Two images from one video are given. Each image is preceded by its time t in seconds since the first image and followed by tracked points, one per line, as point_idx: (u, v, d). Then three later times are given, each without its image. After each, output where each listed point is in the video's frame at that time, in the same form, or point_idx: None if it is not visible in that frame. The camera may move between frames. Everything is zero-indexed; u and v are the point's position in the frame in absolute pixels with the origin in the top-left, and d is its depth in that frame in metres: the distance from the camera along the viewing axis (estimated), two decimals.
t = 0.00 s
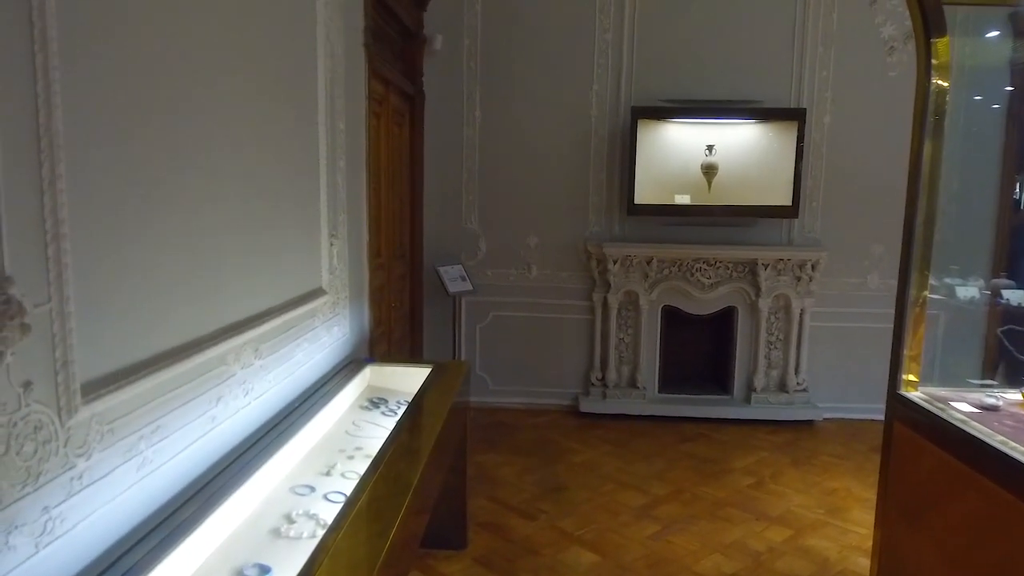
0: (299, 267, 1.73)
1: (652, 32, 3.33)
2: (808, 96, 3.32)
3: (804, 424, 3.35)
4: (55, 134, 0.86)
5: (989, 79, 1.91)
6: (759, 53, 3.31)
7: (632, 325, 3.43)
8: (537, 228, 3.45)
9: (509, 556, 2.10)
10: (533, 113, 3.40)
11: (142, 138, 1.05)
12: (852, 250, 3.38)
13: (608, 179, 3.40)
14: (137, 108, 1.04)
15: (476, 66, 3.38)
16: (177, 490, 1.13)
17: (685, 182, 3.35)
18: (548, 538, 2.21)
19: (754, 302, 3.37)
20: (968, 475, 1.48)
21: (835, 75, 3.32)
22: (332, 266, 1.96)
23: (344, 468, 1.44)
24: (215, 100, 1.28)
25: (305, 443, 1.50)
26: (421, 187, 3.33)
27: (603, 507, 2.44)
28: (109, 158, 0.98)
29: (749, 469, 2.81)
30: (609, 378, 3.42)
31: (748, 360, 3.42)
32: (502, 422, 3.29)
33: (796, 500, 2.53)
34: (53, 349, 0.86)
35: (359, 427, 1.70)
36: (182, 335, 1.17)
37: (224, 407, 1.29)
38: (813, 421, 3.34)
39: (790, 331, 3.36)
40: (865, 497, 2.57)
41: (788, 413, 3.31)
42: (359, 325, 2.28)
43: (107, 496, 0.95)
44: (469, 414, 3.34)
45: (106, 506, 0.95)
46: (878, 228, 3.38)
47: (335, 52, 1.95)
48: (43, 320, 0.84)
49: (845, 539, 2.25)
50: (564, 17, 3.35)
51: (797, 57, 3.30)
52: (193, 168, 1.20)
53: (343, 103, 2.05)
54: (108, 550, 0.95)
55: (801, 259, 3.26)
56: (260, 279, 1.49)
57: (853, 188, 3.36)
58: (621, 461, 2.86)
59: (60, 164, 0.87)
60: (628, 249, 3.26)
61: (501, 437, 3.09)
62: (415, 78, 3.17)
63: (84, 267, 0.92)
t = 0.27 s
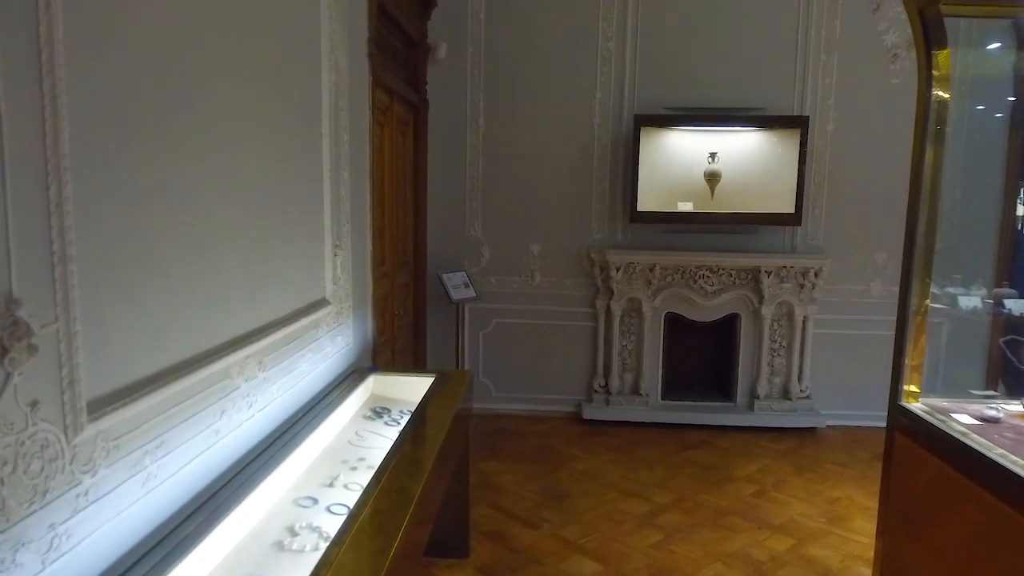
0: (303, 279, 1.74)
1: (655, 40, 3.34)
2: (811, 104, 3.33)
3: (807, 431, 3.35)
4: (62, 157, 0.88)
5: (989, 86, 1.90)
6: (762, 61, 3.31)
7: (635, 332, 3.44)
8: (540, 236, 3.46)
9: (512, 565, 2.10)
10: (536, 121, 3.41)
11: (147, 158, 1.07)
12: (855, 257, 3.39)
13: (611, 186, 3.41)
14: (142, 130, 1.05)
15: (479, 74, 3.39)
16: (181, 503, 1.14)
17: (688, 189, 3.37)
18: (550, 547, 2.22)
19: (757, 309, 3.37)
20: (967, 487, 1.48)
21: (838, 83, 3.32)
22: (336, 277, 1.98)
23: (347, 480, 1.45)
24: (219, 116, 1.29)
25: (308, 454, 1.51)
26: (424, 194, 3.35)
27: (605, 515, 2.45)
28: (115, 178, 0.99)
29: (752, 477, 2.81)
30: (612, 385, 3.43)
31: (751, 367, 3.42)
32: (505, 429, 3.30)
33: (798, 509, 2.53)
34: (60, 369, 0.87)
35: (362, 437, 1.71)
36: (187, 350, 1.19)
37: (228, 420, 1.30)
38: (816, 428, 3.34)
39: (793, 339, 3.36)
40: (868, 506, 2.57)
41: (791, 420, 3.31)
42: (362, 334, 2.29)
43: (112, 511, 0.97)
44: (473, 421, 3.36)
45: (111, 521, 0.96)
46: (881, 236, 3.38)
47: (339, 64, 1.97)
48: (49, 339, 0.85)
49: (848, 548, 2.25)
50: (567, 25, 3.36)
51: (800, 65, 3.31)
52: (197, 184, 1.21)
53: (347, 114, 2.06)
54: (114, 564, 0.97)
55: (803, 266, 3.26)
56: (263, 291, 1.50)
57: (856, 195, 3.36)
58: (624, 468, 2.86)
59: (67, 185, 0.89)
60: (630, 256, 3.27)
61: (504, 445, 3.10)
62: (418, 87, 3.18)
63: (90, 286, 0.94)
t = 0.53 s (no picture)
0: (303, 298, 1.76)
1: (654, 55, 3.36)
2: (809, 119, 3.35)
3: (807, 445, 3.35)
4: (65, 188, 0.89)
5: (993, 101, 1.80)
6: (761, 76, 3.34)
7: (635, 346, 3.45)
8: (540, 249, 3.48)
9: None
10: (537, 135, 3.43)
11: (150, 186, 1.08)
12: (854, 270, 3.40)
13: (611, 200, 3.43)
14: (145, 159, 1.07)
15: (480, 89, 3.42)
16: (181, 525, 1.15)
17: (688, 203, 3.38)
18: (550, 563, 2.22)
19: (757, 322, 3.38)
20: (964, 507, 1.48)
21: (837, 98, 3.34)
22: (336, 294, 1.99)
23: (346, 500, 1.46)
24: (221, 141, 1.31)
25: (307, 474, 1.52)
26: (425, 208, 3.37)
27: (605, 531, 2.45)
28: (118, 207, 1.01)
29: (751, 491, 2.81)
30: (612, 398, 3.43)
31: (751, 380, 3.43)
32: (506, 442, 3.31)
33: (798, 524, 2.53)
34: (63, 398, 0.89)
35: (361, 455, 1.72)
36: (188, 373, 1.20)
37: (228, 441, 1.31)
38: (816, 442, 3.34)
39: (793, 352, 3.37)
40: (867, 521, 2.57)
41: (791, 434, 3.31)
42: (363, 350, 2.30)
43: (113, 537, 0.98)
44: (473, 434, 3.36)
45: (112, 546, 0.97)
46: (881, 249, 3.39)
47: (340, 84, 1.99)
48: (53, 369, 0.87)
49: (848, 565, 2.25)
50: (567, 40, 3.38)
51: (798, 80, 3.33)
52: (199, 209, 1.23)
53: (348, 133, 2.08)
54: None
55: (803, 280, 3.27)
56: (264, 312, 1.51)
57: (855, 209, 3.38)
58: (625, 483, 2.86)
59: (71, 216, 0.90)
60: (630, 270, 3.28)
61: (504, 458, 3.11)
62: (420, 102, 3.21)
63: (93, 315, 0.95)
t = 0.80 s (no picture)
0: (303, 321, 1.77)
1: (652, 78, 3.40)
2: (806, 140, 3.38)
3: (807, 466, 3.34)
4: (69, 220, 0.90)
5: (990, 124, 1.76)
6: (758, 98, 3.37)
7: (634, 366, 3.45)
8: (539, 269, 3.49)
9: None
10: (536, 156, 3.46)
11: (153, 214, 1.10)
12: (852, 290, 3.41)
13: (610, 220, 3.45)
14: (148, 187, 1.08)
15: (479, 111, 3.46)
16: (178, 551, 1.15)
17: (686, 224, 3.41)
18: None
19: (756, 342, 3.38)
20: (961, 531, 1.47)
21: (833, 119, 3.37)
22: (335, 317, 2.00)
23: (344, 524, 1.46)
24: (223, 168, 1.33)
25: (306, 498, 1.52)
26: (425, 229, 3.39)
27: (604, 553, 2.44)
28: (122, 236, 1.02)
29: (751, 513, 2.80)
30: (612, 419, 3.43)
31: (750, 401, 3.43)
32: (505, 463, 3.30)
33: (798, 546, 2.52)
34: (63, 425, 0.89)
35: (360, 478, 1.72)
36: (187, 399, 1.21)
37: (226, 466, 1.31)
38: (816, 462, 3.34)
39: (792, 372, 3.37)
40: (868, 543, 2.55)
41: (791, 454, 3.31)
42: (362, 372, 2.31)
43: (111, 564, 0.98)
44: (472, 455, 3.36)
45: (110, 573, 0.98)
46: (878, 269, 3.40)
47: (341, 108, 2.01)
48: (54, 397, 0.88)
49: None
50: (566, 63, 3.43)
51: (794, 102, 3.37)
52: (201, 235, 1.24)
53: (349, 156, 2.10)
54: None
55: (801, 300, 3.28)
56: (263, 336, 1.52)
57: (852, 229, 3.40)
58: (624, 504, 2.85)
59: (74, 247, 0.91)
60: (629, 290, 3.29)
61: (503, 479, 3.10)
62: (420, 125, 3.24)
63: (94, 343, 0.96)
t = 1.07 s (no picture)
0: (303, 343, 1.78)
1: (650, 101, 3.44)
2: (803, 162, 3.41)
3: (808, 487, 3.33)
4: (72, 246, 0.91)
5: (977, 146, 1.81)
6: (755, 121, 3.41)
7: (634, 387, 3.45)
8: (539, 290, 3.51)
9: None
10: (535, 178, 3.49)
11: (155, 238, 1.11)
12: (851, 311, 3.42)
13: (609, 241, 3.47)
14: (150, 212, 1.10)
15: (479, 134, 3.49)
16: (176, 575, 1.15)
17: (685, 245, 3.42)
18: None
19: (756, 363, 3.38)
20: (962, 554, 1.44)
21: (829, 142, 3.41)
22: (335, 339, 2.01)
23: (342, 547, 1.45)
24: (225, 192, 1.34)
25: (304, 521, 1.51)
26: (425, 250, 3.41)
27: None
28: (124, 260, 1.03)
29: (752, 535, 2.78)
30: (612, 440, 3.43)
31: (750, 422, 3.42)
32: (505, 485, 3.29)
33: (799, 569, 2.51)
34: (63, 449, 0.90)
35: (358, 501, 1.71)
36: (187, 422, 1.21)
37: (225, 489, 1.31)
38: (817, 483, 3.33)
39: (792, 393, 3.37)
40: (869, 566, 2.54)
41: (792, 475, 3.30)
42: (361, 393, 2.31)
43: None
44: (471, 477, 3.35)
45: None
46: (877, 290, 3.42)
47: (342, 132, 2.04)
48: (55, 421, 0.88)
49: None
50: (564, 86, 3.47)
51: (791, 125, 3.40)
52: (202, 259, 1.26)
53: (349, 179, 2.13)
54: None
55: (800, 321, 3.29)
56: (263, 359, 1.53)
57: (849, 250, 3.42)
58: (624, 527, 2.84)
59: (77, 272, 0.92)
60: (628, 311, 3.30)
61: (503, 501, 3.09)
62: (420, 147, 3.27)
63: (95, 367, 0.97)
